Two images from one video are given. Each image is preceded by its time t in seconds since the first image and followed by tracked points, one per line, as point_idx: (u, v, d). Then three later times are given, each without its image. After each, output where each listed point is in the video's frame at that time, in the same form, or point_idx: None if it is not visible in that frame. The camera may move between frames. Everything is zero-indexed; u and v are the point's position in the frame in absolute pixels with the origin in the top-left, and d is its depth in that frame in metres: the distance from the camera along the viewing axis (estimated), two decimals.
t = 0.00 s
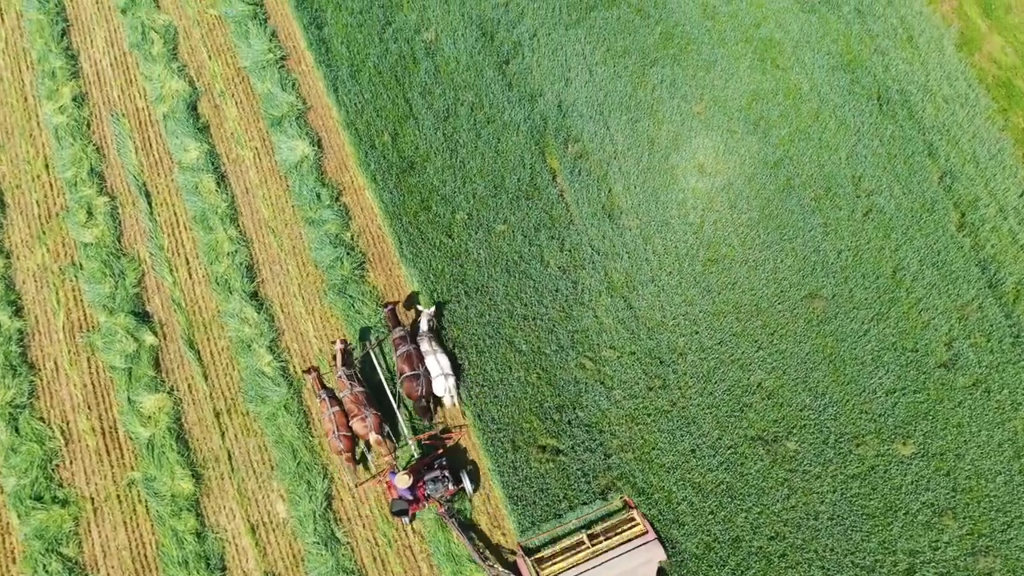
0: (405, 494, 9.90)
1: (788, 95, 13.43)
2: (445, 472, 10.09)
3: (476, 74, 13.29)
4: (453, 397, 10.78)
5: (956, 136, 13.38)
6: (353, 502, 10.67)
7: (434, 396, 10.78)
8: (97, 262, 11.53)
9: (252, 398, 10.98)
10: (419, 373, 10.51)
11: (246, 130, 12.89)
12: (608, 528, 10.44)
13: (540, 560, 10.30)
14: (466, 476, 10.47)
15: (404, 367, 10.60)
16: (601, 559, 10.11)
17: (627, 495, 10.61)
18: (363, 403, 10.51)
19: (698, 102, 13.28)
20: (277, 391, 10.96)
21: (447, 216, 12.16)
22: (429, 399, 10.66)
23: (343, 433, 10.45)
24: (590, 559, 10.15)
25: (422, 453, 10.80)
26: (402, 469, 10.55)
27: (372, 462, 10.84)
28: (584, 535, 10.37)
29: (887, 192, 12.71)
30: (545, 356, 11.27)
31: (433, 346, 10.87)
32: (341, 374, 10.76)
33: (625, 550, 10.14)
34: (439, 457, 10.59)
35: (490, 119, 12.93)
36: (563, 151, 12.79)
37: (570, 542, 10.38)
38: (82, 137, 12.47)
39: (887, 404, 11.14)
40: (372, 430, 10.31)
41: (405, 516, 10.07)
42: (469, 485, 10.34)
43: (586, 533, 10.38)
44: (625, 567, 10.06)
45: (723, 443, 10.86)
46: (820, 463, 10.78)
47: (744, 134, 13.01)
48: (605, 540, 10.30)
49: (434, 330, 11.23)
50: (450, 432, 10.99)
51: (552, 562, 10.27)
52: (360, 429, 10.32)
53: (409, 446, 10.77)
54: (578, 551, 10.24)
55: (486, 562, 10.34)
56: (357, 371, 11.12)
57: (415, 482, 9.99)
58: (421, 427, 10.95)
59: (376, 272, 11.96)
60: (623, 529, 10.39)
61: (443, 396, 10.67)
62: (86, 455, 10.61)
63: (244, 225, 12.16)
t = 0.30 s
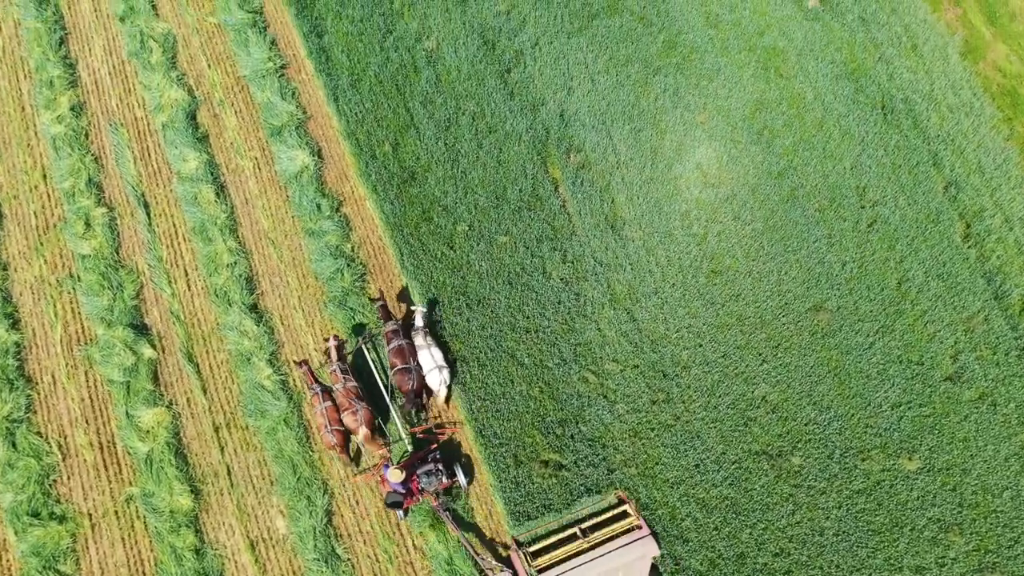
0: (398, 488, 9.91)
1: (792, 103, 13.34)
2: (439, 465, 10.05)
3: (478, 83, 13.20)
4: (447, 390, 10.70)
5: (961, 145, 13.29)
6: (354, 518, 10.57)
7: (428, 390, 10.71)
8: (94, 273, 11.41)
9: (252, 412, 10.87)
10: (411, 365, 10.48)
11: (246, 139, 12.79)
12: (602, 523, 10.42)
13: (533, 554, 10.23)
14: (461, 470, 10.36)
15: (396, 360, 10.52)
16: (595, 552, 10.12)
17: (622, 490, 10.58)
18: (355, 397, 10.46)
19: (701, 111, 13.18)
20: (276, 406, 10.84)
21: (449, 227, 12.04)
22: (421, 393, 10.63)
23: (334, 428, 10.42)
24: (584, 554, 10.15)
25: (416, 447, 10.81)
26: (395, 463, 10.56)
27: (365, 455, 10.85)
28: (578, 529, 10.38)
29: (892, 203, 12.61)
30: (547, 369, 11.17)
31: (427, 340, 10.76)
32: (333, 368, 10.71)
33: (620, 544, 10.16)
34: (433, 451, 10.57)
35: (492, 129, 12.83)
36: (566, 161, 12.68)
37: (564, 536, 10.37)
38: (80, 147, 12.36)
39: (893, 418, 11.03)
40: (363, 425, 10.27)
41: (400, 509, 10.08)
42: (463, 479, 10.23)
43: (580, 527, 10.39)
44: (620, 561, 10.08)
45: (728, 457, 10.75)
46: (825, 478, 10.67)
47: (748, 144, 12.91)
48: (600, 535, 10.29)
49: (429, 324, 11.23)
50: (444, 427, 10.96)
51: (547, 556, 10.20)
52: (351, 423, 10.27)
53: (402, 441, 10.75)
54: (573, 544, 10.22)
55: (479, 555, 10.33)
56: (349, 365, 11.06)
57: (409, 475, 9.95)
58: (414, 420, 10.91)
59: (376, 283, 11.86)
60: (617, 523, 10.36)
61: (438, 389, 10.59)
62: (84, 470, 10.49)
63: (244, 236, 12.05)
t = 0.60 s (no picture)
0: (392, 481, 9.93)
1: (796, 112, 13.25)
2: (433, 459, 10.06)
3: (479, 91, 13.11)
4: (445, 385, 10.64)
5: (966, 155, 13.19)
6: (354, 532, 10.45)
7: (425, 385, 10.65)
8: (93, 285, 11.30)
9: (252, 425, 10.76)
10: (404, 359, 10.46)
11: (246, 148, 12.69)
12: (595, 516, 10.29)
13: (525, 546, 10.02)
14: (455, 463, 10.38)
15: (390, 353, 10.54)
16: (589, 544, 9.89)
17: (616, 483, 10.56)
18: (349, 392, 10.43)
19: (704, 120, 13.10)
20: (277, 419, 10.74)
21: (451, 238, 11.93)
22: (416, 386, 10.59)
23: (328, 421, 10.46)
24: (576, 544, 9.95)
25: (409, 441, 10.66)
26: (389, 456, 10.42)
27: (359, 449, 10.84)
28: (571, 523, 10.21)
29: (897, 213, 12.52)
30: (550, 382, 11.06)
31: (423, 334, 10.76)
32: (327, 362, 10.69)
33: (612, 538, 9.99)
34: (427, 444, 10.51)
35: (494, 138, 12.73)
36: (568, 170, 12.59)
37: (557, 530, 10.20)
38: (78, 156, 12.25)
39: (899, 431, 10.93)
40: (358, 420, 10.24)
41: (394, 502, 10.08)
42: (457, 472, 10.23)
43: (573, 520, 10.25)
44: (612, 554, 9.87)
45: (733, 471, 10.65)
46: (831, 492, 10.54)
47: (752, 153, 12.82)
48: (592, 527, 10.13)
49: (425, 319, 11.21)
50: (438, 422, 10.91)
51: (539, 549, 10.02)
52: (345, 418, 10.26)
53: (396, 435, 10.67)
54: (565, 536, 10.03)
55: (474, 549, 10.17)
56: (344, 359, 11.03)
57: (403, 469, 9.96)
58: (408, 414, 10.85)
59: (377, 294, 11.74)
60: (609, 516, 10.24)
61: (435, 384, 10.55)
62: (82, 484, 10.38)
63: (244, 246, 11.95)
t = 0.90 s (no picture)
0: (386, 473, 9.97)
1: (801, 121, 13.17)
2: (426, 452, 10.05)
3: (482, 99, 13.02)
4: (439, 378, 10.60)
5: (972, 164, 13.10)
6: (356, 547, 10.36)
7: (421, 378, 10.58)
8: (92, 296, 11.19)
9: (253, 439, 10.66)
10: (401, 350, 10.36)
11: (246, 158, 12.58)
12: (589, 508, 10.40)
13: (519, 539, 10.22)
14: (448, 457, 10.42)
15: (386, 345, 10.42)
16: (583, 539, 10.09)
17: (609, 476, 10.58)
18: (345, 384, 10.27)
19: (708, 129, 13.01)
20: (278, 433, 10.64)
21: (453, 248, 11.82)
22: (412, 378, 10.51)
23: (322, 414, 10.24)
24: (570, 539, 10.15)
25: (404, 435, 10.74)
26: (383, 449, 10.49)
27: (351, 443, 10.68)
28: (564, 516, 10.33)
29: (903, 223, 12.42)
30: (554, 395, 10.97)
31: (420, 328, 10.71)
32: (322, 355, 10.53)
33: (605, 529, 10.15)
34: (421, 437, 10.50)
35: (496, 147, 12.63)
36: (571, 180, 12.49)
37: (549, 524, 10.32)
38: (77, 165, 12.14)
39: (905, 445, 10.85)
40: (354, 411, 10.08)
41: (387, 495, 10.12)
42: (450, 465, 10.30)
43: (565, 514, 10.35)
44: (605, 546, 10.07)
45: (738, 485, 10.56)
46: (837, 506, 10.46)
47: (756, 163, 12.73)
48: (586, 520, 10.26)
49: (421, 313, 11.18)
50: (433, 415, 10.93)
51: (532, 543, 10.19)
52: (342, 409, 10.10)
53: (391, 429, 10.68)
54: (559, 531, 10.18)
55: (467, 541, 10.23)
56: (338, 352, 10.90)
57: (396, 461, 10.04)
58: (403, 407, 10.85)
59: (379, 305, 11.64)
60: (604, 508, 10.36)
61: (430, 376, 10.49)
62: (81, 499, 10.28)
63: (245, 257, 11.85)
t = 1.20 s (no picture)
0: (380, 466, 9.85)
1: (806, 130, 13.09)
2: (421, 446, 10.02)
3: (485, 108, 12.94)
4: (436, 374, 10.75)
5: (978, 173, 13.02)
6: (360, 561, 10.28)
7: (418, 373, 10.70)
8: (93, 308, 11.10)
9: (255, 453, 10.57)
10: (401, 343, 10.52)
11: (248, 167, 12.49)
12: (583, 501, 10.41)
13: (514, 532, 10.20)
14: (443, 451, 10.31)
15: (386, 338, 10.58)
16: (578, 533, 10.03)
17: (604, 470, 10.61)
18: (341, 378, 10.43)
19: (713, 138, 12.94)
20: (281, 446, 10.55)
21: (456, 259, 11.73)
22: (410, 372, 10.65)
23: (319, 408, 10.42)
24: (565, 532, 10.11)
25: (400, 428, 10.65)
26: (378, 443, 10.39)
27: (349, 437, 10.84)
28: (561, 509, 10.31)
29: (909, 234, 12.34)
30: (558, 408, 10.89)
31: (418, 323, 10.83)
32: (319, 349, 10.68)
33: (598, 522, 10.11)
34: (416, 431, 10.42)
35: (500, 156, 12.55)
36: (575, 190, 12.40)
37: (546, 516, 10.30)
38: (78, 175, 12.05)
39: (913, 458, 10.77)
40: (349, 406, 10.22)
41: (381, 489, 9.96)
42: (446, 460, 10.17)
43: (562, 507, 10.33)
44: (597, 539, 10.01)
45: (745, 500, 10.48)
46: (844, 521, 10.38)
47: (761, 172, 12.65)
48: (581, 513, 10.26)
49: (419, 309, 11.29)
50: (429, 409, 10.92)
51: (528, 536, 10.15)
52: (337, 403, 10.24)
53: (387, 422, 10.62)
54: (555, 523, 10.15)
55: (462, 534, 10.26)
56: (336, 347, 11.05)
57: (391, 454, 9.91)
58: (400, 401, 10.81)
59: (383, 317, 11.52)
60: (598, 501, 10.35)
61: (426, 372, 10.63)
62: (82, 513, 10.18)
63: (246, 268, 11.75)
